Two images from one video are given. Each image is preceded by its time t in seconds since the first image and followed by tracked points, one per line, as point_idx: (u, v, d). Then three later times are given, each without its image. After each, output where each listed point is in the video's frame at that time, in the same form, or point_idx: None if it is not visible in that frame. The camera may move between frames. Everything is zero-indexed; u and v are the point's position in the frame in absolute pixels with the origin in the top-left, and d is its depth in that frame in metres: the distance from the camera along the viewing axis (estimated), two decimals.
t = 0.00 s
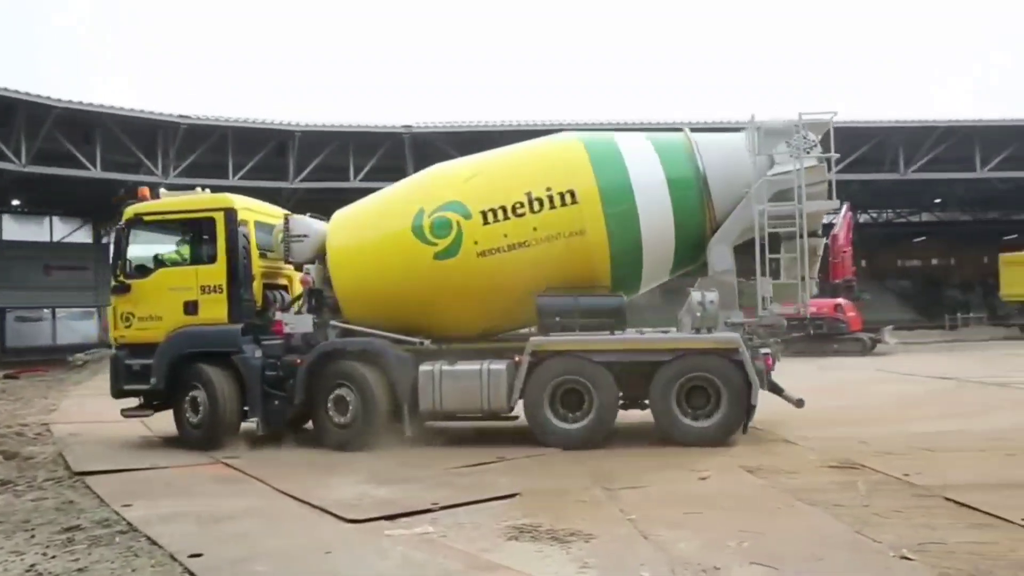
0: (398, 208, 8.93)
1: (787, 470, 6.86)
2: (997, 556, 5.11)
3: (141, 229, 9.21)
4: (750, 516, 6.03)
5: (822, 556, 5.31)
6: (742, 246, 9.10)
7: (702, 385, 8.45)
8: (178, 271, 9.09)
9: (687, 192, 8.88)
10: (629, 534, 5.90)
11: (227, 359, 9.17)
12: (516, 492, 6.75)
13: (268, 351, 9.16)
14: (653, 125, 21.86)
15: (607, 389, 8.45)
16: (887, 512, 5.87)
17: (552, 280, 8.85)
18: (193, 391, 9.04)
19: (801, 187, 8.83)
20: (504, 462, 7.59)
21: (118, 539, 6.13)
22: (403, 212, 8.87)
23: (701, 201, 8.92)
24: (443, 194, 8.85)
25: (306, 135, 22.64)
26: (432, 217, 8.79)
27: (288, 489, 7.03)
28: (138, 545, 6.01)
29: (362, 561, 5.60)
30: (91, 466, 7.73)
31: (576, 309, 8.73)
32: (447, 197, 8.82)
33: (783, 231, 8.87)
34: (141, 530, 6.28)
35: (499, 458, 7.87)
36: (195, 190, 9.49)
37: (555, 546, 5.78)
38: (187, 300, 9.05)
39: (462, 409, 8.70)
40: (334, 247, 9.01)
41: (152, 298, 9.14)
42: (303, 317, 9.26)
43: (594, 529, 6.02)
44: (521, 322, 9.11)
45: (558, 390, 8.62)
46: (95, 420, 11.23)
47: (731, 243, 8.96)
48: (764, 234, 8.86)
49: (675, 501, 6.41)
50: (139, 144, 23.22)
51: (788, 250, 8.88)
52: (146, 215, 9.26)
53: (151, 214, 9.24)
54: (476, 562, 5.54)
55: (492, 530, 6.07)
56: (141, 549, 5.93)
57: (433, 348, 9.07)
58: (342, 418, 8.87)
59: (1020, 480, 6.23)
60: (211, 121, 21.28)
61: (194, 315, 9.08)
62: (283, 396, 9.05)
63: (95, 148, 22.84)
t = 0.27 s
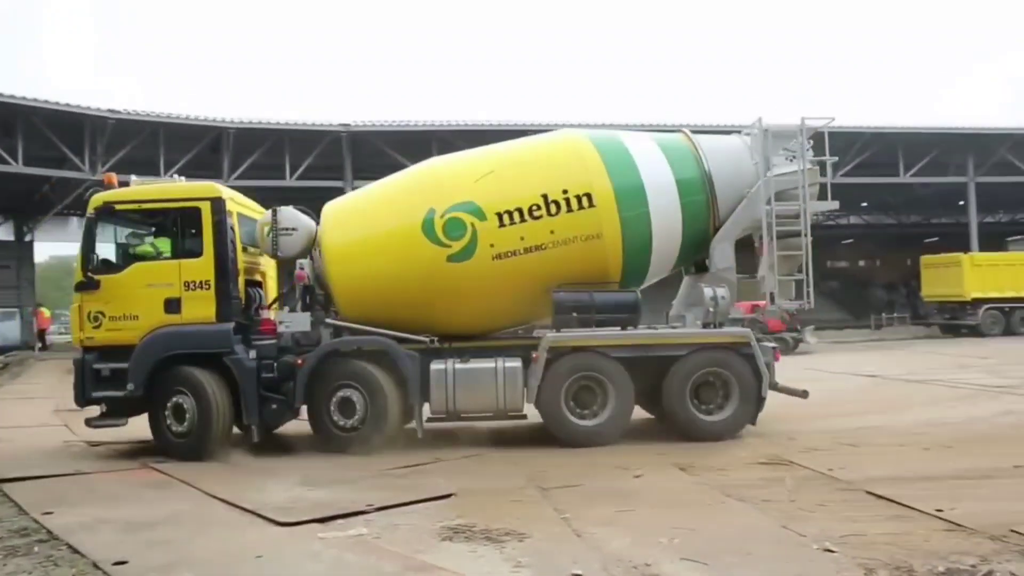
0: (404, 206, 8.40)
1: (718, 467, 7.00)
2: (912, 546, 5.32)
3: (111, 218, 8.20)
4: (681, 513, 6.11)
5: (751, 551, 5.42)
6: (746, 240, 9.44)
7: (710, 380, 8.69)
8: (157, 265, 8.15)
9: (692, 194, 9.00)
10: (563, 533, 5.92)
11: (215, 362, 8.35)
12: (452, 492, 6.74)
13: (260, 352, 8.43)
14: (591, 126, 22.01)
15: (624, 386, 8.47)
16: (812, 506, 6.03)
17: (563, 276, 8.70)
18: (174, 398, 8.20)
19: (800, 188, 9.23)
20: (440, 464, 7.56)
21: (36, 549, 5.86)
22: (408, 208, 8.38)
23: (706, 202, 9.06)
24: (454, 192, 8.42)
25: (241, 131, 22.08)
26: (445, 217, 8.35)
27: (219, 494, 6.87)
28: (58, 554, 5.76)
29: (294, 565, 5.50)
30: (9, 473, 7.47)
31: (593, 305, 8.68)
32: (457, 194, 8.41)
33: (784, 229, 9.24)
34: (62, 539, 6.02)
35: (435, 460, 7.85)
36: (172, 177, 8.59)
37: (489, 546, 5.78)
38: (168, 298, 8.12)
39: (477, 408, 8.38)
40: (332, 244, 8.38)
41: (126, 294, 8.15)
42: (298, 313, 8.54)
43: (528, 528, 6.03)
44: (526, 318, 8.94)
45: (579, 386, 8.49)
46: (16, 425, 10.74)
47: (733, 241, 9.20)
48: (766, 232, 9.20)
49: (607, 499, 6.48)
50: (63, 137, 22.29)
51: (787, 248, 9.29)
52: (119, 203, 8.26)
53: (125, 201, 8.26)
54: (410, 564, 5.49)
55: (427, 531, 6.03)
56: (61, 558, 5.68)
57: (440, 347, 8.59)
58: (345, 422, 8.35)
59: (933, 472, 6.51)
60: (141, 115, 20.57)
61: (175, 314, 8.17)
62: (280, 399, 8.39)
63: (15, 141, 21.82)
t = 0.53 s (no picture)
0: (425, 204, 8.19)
1: (669, 466, 7.09)
2: (854, 541, 5.44)
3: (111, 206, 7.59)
4: (632, 511, 6.16)
5: (699, 548, 5.49)
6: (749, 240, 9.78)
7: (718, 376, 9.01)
8: (161, 258, 7.59)
9: (703, 198, 9.26)
10: (514, 533, 5.92)
11: (225, 362, 7.90)
12: (403, 493, 6.71)
13: (275, 351, 7.99)
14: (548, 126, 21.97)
15: (643, 386, 8.67)
16: (759, 504, 6.13)
17: (583, 276, 8.76)
18: (179, 400, 7.68)
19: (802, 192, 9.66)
20: (393, 465, 7.53)
21: None
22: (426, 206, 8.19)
23: (715, 207, 9.36)
24: (478, 193, 8.29)
25: (193, 128, 21.60)
26: (468, 218, 8.22)
27: (167, 498, 6.74)
28: None
29: (242, 568, 5.40)
30: None
31: (612, 305, 8.82)
32: (479, 194, 8.29)
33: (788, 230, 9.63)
34: None
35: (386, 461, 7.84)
36: (175, 165, 8.04)
37: (440, 547, 5.76)
38: (174, 293, 7.59)
39: (500, 408, 8.35)
40: (348, 240, 8.07)
41: (128, 289, 7.56)
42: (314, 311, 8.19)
43: (479, 528, 6.02)
44: (544, 317, 8.91)
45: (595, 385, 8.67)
46: None
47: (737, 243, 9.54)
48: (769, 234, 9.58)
49: (559, 498, 6.51)
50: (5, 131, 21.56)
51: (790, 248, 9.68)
52: (120, 191, 7.64)
53: (127, 189, 7.65)
54: (360, 565, 5.44)
55: (378, 532, 5.99)
56: None
57: (460, 346, 8.51)
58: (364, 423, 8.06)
59: (875, 469, 6.68)
60: (87, 110, 20.01)
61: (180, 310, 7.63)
62: (294, 401, 7.98)
63: None
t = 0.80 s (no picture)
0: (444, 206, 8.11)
1: (616, 464, 7.17)
2: (795, 535, 5.56)
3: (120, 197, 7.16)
4: (579, 509, 6.21)
5: (644, 545, 5.55)
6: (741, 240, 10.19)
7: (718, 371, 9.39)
8: (174, 253, 7.23)
9: (700, 204, 9.66)
10: (461, 533, 5.91)
11: (240, 362, 7.57)
12: (350, 495, 6.67)
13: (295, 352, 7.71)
14: (498, 126, 21.98)
15: (651, 380, 8.99)
16: (703, 500, 6.23)
17: (593, 278, 8.96)
18: (195, 403, 7.32)
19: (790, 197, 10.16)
20: (340, 468, 7.48)
21: None
22: (444, 204, 8.11)
23: (711, 213, 9.77)
24: (497, 197, 8.30)
25: (134, 125, 21.04)
26: (489, 222, 8.22)
27: (105, 504, 6.56)
28: None
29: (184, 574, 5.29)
30: None
31: (622, 302, 9.08)
32: (498, 195, 8.32)
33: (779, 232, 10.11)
34: None
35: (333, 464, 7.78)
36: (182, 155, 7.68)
37: (386, 548, 5.72)
38: (188, 290, 7.24)
39: (520, 405, 8.43)
40: (366, 236, 7.86)
41: (138, 286, 7.14)
42: (329, 309, 7.94)
43: (426, 529, 5.99)
44: (552, 316, 9.03)
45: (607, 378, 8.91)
46: None
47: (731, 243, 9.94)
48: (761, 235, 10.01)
49: (507, 498, 6.52)
50: None
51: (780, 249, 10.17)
52: (130, 182, 7.24)
53: (138, 180, 7.26)
54: (305, 568, 5.37)
55: (324, 535, 5.93)
56: None
57: (478, 344, 8.56)
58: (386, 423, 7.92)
59: (815, 464, 6.85)
60: (20, 105, 19.31)
61: (193, 308, 7.28)
62: (316, 403, 7.74)
63: None
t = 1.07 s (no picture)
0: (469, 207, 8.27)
1: (557, 463, 7.24)
2: (729, 529, 5.67)
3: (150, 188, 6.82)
4: (519, 508, 6.23)
5: (582, 542, 5.60)
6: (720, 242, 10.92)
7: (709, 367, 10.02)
8: (208, 249, 6.95)
9: (689, 213, 10.33)
10: (401, 534, 5.88)
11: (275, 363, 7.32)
12: (288, 498, 6.59)
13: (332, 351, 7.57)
14: (440, 126, 21.86)
15: (654, 375, 9.52)
16: (641, 497, 6.31)
17: (597, 279, 9.44)
18: (229, 405, 7.06)
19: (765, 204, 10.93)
20: (279, 473, 7.39)
21: None
22: (467, 205, 8.29)
23: (698, 220, 10.45)
24: (519, 202, 8.57)
25: (61, 122, 20.27)
26: (512, 227, 8.48)
27: (31, 513, 6.33)
28: None
29: None
30: None
31: (628, 302, 9.65)
32: (520, 199, 8.58)
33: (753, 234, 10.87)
34: None
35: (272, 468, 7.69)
36: (208, 145, 7.39)
37: (324, 551, 5.64)
38: (223, 288, 6.97)
39: (540, 402, 8.74)
40: (393, 233, 7.90)
41: (171, 283, 6.83)
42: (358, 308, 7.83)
43: (365, 531, 5.94)
44: (548, 314, 9.37)
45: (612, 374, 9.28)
46: None
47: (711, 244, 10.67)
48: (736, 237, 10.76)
49: (448, 499, 6.49)
50: None
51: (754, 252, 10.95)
52: (160, 172, 6.90)
53: (168, 171, 6.93)
54: (241, 573, 5.27)
55: (261, 539, 5.83)
56: None
57: (499, 341, 8.95)
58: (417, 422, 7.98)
59: (750, 460, 7.01)
60: None
61: (227, 306, 7.01)
62: (354, 403, 7.62)
63: None
